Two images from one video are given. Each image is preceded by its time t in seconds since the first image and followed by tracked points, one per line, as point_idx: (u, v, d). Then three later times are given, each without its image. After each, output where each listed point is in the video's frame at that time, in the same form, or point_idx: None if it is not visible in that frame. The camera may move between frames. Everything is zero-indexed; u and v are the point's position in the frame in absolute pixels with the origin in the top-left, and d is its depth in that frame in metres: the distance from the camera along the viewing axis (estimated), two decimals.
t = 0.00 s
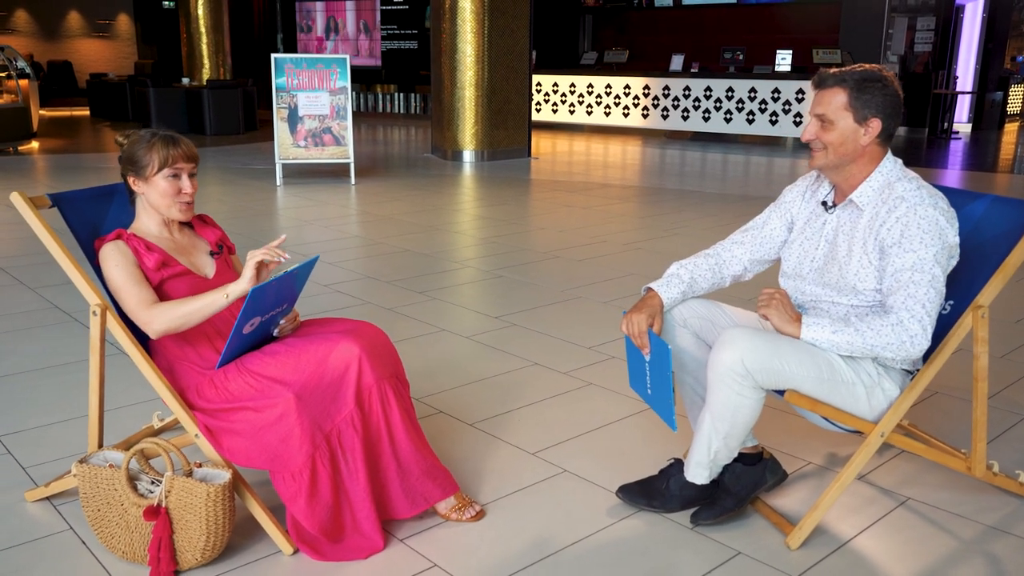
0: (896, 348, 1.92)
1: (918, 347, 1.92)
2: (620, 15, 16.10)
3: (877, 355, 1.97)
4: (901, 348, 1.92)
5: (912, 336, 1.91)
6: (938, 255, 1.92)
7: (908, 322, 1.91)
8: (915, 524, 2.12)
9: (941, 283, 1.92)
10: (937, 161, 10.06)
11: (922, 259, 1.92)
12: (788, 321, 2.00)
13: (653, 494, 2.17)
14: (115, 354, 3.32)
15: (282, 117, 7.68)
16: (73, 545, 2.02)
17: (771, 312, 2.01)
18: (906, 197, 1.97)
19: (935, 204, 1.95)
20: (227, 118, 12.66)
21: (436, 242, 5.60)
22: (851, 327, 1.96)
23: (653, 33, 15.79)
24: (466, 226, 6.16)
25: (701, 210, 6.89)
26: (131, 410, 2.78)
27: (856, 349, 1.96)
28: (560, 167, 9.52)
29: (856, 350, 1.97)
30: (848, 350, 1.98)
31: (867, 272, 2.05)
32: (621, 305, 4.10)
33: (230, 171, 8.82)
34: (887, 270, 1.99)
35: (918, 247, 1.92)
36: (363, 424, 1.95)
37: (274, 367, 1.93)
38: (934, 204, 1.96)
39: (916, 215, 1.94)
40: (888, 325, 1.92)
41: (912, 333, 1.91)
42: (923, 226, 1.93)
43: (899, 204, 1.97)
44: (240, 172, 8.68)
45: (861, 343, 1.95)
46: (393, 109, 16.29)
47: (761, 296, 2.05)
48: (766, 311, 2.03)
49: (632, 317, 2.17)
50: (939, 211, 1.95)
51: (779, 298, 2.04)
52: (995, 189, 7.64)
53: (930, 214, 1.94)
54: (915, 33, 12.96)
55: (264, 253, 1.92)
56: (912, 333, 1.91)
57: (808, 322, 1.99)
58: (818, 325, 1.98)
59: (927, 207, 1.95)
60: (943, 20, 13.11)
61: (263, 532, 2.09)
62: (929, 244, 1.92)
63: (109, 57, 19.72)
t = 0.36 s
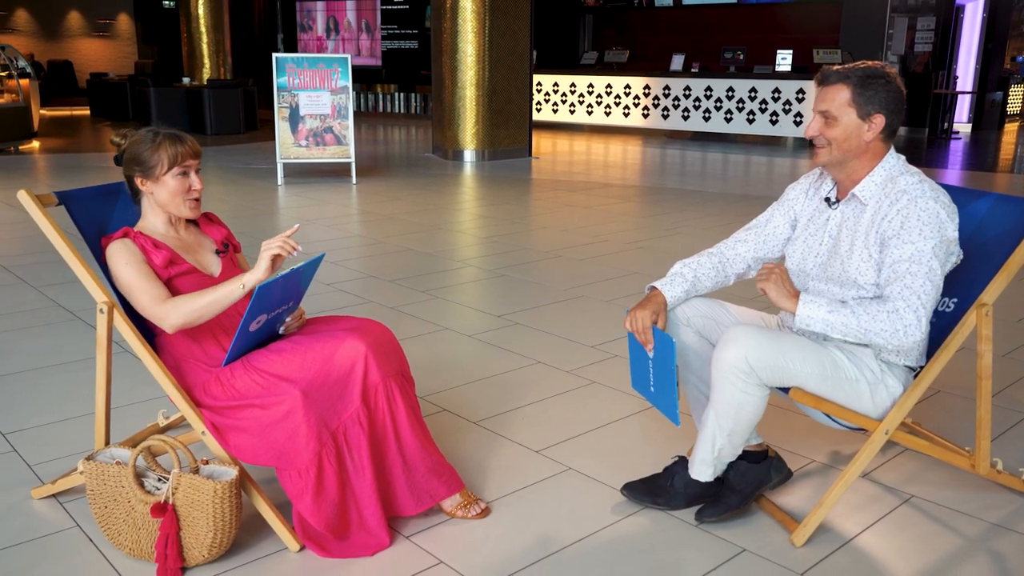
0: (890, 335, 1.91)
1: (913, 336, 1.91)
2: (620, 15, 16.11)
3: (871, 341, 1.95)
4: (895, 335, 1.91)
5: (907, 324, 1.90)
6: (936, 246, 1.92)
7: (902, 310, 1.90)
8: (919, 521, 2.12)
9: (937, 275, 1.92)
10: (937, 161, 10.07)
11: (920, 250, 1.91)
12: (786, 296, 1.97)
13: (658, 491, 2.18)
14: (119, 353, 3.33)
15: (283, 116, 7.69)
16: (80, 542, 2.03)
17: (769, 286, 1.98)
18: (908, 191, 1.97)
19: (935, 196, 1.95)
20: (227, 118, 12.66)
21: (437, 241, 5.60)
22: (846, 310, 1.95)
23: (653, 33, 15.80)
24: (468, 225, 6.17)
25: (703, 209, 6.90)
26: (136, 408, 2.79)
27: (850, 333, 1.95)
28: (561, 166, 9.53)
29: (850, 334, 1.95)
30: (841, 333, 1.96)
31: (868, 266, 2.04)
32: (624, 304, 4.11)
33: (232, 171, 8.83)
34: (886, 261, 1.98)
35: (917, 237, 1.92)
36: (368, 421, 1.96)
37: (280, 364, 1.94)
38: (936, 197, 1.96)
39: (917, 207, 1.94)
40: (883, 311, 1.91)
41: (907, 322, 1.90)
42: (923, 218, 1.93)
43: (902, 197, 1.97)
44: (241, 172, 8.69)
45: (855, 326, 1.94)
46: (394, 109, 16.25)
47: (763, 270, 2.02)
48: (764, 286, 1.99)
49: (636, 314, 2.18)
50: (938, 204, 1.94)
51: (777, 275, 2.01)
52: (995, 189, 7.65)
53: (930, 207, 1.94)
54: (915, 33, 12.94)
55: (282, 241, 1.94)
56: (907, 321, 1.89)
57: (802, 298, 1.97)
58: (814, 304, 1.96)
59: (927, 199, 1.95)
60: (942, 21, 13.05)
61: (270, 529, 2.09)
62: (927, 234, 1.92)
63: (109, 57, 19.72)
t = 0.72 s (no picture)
0: (943, 341, 1.86)
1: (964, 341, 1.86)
2: (620, 16, 16.12)
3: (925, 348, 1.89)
4: (950, 340, 1.86)
5: (959, 328, 1.85)
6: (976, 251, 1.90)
7: (954, 314, 1.85)
8: (921, 520, 2.13)
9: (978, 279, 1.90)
10: (938, 161, 10.07)
11: (962, 254, 1.89)
12: (836, 307, 1.90)
13: (629, 493, 2.16)
14: (121, 353, 3.34)
15: (284, 117, 7.69)
16: (83, 541, 2.04)
17: (818, 296, 1.89)
18: (943, 193, 1.96)
19: (971, 200, 1.95)
20: (228, 118, 12.67)
21: (438, 241, 5.61)
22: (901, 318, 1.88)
23: (653, 33, 15.81)
24: (468, 225, 6.18)
25: (703, 210, 6.91)
26: (139, 408, 2.80)
27: (903, 342, 1.89)
28: (562, 166, 9.54)
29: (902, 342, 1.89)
30: (894, 342, 1.90)
31: (896, 266, 2.03)
32: (626, 304, 4.11)
33: (233, 171, 8.84)
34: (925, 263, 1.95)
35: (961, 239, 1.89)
36: (372, 420, 1.97)
37: (284, 364, 1.95)
38: (970, 201, 1.95)
39: (955, 210, 1.93)
40: (936, 318, 1.86)
41: (960, 327, 1.85)
42: (965, 219, 1.91)
43: (938, 198, 1.96)
44: (242, 172, 8.71)
45: (910, 334, 1.88)
46: (394, 109, 16.18)
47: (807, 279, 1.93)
48: (813, 298, 1.90)
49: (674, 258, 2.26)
50: (975, 208, 1.94)
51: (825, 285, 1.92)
52: (996, 189, 7.66)
53: (968, 210, 1.93)
54: (915, 33, 13.04)
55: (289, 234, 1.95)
56: (959, 326, 1.85)
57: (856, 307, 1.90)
58: (866, 313, 1.89)
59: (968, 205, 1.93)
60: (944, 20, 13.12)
61: (273, 528, 2.10)
62: (968, 239, 1.90)
63: (110, 57, 19.75)
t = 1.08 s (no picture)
0: (951, 352, 1.88)
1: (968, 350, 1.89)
2: (619, 16, 16.14)
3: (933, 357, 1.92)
4: (956, 351, 1.88)
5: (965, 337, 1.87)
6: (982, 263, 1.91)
7: (959, 325, 1.88)
8: (911, 519, 2.15)
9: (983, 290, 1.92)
10: (936, 162, 10.10)
11: (968, 266, 1.90)
12: (849, 315, 1.89)
13: (587, 517, 2.01)
14: (120, 354, 3.35)
15: (283, 117, 7.72)
16: (81, 540, 2.06)
17: (831, 303, 1.87)
18: (951, 202, 1.98)
19: (977, 211, 1.96)
20: (227, 118, 12.67)
21: (435, 242, 5.64)
22: (909, 325, 1.90)
23: (652, 34, 15.83)
24: (466, 226, 6.20)
25: (701, 210, 6.94)
26: (137, 408, 2.82)
27: (911, 350, 1.90)
28: (560, 167, 9.57)
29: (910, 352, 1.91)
30: (902, 350, 1.91)
31: (897, 271, 2.04)
32: (622, 305, 4.13)
33: (231, 172, 8.85)
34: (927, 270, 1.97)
35: (966, 248, 1.91)
36: (366, 421, 1.99)
37: (280, 365, 1.96)
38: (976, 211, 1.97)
39: (961, 220, 1.94)
40: (943, 329, 1.88)
41: (965, 338, 1.87)
42: (971, 228, 1.93)
43: (943, 207, 1.97)
44: (240, 173, 8.73)
45: (920, 345, 1.89)
46: (393, 110, 16.27)
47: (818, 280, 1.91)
48: (826, 306, 1.88)
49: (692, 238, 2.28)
50: (982, 220, 1.95)
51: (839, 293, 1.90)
52: (993, 189, 7.69)
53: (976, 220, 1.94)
54: (913, 34, 13.31)
55: (284, 240, 1.98)
56: (965, 336, 1.87)
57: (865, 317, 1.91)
58: (877, 321, 1.90)
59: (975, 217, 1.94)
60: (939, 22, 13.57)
61: (269, 528, 2.12)
62: (975, 250, 1.91)
63: (109, 57, 19.76)
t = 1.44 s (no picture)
0: (930, 350, 1.92)
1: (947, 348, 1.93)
2: (618, 16, 16.17)
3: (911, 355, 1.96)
4: (935, 349, 1.92)
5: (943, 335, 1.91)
6: (960, 262, 1.94)
7: (939, 324, 1.92)
8: (899, 513, 2.18)
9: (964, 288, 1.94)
10: (934, 161, 10.12)
11: (947, 265, 1.93)
12: (826, 317, 1.94)
13: (586, 518, 2.08)
14: (118, 352, 3.38)
15: (281, 117, 7.74)
16: (80, 535, 2.09)
17: (808, 306, 1.93)
18: (931, 201, 2.01)
19: (957, 210, 1.99)
20: (227, 118, 12.69)
21: (434, 241, 5.66)
22: (888, 325, 1.95)
23: (651, 34, 15.86)
24: (464, 225, 6.22)
25: (698, 209, 6.96)
26: (136, 406, 2.84)
27: (890, 350, 1.96)
28: (558, 166, 9.59)
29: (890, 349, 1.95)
30: (882, 350, 1.97)
31: (880, 270, 2.07)
32: (618, 304, 4.16)
33: (230, 171, 8.88)
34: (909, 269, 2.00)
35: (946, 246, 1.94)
36: (361, 417, 2.01)
37: (274, 362, 1.99)
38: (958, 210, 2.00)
39: (942, 219, 1.97)
40: (921, 328, 1.92)
41: (944, 337, 1.91)
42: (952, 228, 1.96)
43: (924, 206, 2.00)
44: (240, 172, 8.75)
45: (897, 343, 1.94)
46: (392, 109, 16.29)
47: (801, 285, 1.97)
48: (804, 305, 1.94)
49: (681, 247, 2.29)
50: (962, 219, 1.97)
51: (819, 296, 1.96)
52: (990, 189, 7.72)
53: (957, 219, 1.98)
54: (911, 33, 13.20)
55: (273, 245, 2.02)
56: (944, 334, 1.91)
57: (844, 318, 1.97)
58: (855, 322, 1.95)
59: (955, 217, 1.97)
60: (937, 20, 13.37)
61: (264, 522, 2.15)
62: (954, 249, 1.94)
63: (108, 57, 19.79)
